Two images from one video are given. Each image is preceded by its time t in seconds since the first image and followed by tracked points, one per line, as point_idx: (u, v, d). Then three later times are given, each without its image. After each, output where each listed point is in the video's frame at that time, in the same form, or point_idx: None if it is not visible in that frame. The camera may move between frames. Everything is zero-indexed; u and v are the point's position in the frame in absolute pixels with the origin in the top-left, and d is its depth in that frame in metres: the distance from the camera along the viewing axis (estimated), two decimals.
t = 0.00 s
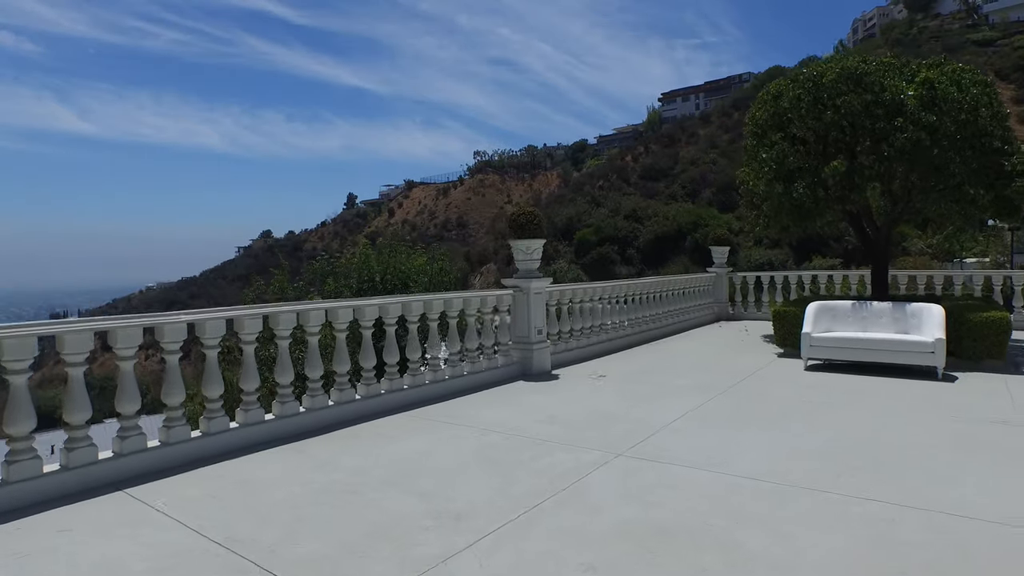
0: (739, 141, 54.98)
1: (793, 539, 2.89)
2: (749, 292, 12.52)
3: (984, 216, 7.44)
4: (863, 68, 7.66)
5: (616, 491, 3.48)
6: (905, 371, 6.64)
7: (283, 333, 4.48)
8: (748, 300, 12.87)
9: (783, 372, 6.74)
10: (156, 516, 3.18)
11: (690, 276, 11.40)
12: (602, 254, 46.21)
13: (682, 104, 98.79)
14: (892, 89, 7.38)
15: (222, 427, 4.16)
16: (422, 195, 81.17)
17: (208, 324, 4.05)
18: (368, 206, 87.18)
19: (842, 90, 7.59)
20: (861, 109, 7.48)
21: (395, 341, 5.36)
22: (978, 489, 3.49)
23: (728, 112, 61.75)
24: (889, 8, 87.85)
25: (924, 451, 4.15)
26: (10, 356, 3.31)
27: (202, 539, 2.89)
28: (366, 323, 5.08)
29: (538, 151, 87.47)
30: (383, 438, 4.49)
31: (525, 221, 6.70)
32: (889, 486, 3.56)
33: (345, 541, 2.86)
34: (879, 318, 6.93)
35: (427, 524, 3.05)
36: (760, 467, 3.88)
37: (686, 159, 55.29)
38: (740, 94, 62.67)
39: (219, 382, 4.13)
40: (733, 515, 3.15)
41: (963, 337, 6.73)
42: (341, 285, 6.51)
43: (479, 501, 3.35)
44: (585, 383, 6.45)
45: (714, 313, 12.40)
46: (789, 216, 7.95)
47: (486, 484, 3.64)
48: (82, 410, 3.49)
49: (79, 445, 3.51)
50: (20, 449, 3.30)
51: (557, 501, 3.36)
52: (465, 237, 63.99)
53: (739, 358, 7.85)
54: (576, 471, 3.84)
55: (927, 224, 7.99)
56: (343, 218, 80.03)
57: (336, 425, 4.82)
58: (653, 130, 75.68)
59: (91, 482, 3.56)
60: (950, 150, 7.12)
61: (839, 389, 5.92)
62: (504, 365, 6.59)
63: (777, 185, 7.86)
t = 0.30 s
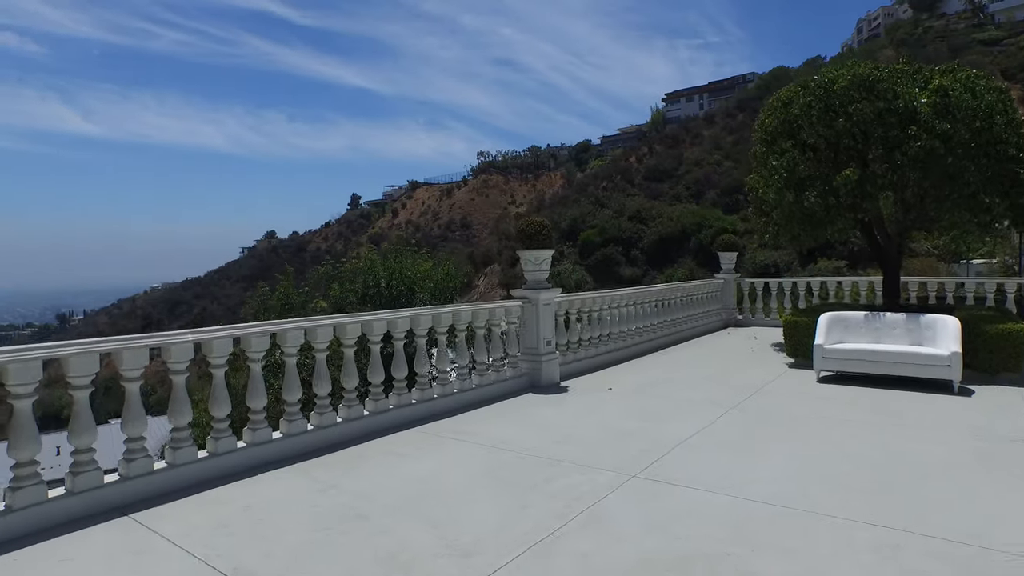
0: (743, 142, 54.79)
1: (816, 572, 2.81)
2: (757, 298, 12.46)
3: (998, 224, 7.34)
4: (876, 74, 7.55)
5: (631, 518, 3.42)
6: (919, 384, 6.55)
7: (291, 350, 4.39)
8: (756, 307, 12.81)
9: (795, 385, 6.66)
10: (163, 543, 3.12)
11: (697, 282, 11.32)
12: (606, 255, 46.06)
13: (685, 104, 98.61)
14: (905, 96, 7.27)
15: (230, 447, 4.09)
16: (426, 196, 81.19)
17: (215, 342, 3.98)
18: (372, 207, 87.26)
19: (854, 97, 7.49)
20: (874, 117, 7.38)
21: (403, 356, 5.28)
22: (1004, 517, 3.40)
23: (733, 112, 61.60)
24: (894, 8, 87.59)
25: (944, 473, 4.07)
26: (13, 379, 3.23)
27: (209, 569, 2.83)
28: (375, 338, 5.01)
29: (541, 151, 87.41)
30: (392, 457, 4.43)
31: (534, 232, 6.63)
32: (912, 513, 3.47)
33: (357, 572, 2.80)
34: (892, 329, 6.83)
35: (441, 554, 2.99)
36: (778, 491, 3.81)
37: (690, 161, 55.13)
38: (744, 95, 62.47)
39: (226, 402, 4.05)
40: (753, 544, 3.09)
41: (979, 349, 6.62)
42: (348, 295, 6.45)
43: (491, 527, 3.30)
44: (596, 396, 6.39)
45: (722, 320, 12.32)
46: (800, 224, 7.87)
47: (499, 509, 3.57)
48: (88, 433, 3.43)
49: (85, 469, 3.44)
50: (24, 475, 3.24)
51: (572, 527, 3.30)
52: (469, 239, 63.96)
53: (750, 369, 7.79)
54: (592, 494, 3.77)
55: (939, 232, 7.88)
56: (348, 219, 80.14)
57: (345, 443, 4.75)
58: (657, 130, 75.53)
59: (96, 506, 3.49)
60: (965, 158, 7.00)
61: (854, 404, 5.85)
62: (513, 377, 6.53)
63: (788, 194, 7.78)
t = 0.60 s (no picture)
0: (752, 142, 54.50)
1: None
2: (769, 305, 12.43)
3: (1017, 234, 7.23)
4: (891, 83, 7.46)
5: (645, 542, 3.40)
6: (934, 398, 6.48)
7: (304, 368, 4.39)
8: (767, 313, 12.78)
9: (807, 398, 6.62)
10: (177, 568, 3.12)
11: (708, 289, 11.28)
12: (615, 256, 45.96)
13: (694, 104, 98.26)
14: (921, 105, 7.18)
15: (244, 467, 4.10)
16: (434, 196, 81.34)
17: (229, 363, 3.98)
18: (381, 207, 87.50)
19: (868, 106, 7.42)
20: (889, 127, 7.31)
21: (415, 372, 5.28)
22: None
23: (741, 112, 61.26)
24: (905, 7, 86.83)
25: (964, 495, 4.01)
26: (29, 404, 3.25)
27: None
28: (386, 354, 5.01)
29: (550, 151, 87.35)
30: (405, 477, 4.43)
31: (545, 244, 6.63)
32: (931, 539, 3.43)
33: None
34: (907, 342, 6.77)
35: None
36: (794, 515, 3.77)
37: (699, 161, 54.90)
38: (753, 95, 62.11)
39: (240, 422, 4.06)
40: (770, 573, 3.06)
41: (996, 362, 6.54)
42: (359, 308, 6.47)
43: (506, 553, 3.29)
44: (608, 410, 6.38)
45: (732, 326, 12.29)
46: (812, 235, 7.82)
47: (512, 531, 3.57)
48: (103, 456, 3.44)
49: (100, 492, 3.46)
50: (41, 498, 3.25)
51: (588, 553, 3.28)
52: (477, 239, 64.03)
53: (762, 380, 7.75)
54: (606, 517, 3.75)
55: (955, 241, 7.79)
56: (356, 219, 80.44)
57: (358, 460, 4.76)
58: (666, 130, 75.28)
59: (113, 527, 3.51)
60: (982, 168, 6.91)
61: (869, 419, 5.80)
62: (524, 390, 6.53)
63: (801, 204, 7.73)
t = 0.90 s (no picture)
0: (767, 142, 54.05)
1: None
2: (785, 312, 12.37)
3: None
4: (910, 93, 7.36)
5: (663, 567, 3.40)
6: (954, 413, 6.40)
7: (322, 387, 4.43)
8: (783, 319, 12.73)
9: (825, 412, 6.57)
10: None
11: (723, 296, 11.23)
12: (628, 257, 45.82)
13: (707, 104, 97.62)
14: (940, 115, 7.07)
15: (263, 485, 4.14)
16: (447, 196, 81.57)
17: (248, 384, 4.01)
18: (394, 208, 87.89)
19: (887, 116, 7.34)
20: (907, 137, 7.22)
21: (431, 387, 5.32)
22: None
23: (755, 112, 60.73)
24: (923, 4, 85.60)
25: (988, 521, 3.95)
26: (54, 428, 3.29)
27: None
28: (403, 370, 5.05)
29: (562, 151, 87.21)
30: (422, 494, 4.46)
31: (560, 257, 6.63)
32: (955, 568, 3.38)
33: None
34: (926, 355, 6.69)
35: None
36: (814, 540, 3.73)
37: (712, 161, 54.54)
38: (768, 94, 61.57)
39: (259, 440, 4.09)
40: None
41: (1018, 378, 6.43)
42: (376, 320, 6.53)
43: None
44: (623, 423, 6.37)
45: (747, 333, 12.25)
46: (830, 245, 7.75)
47: (529, 554, 3.57)
48: (126, 477, 3.49)
49: (124, 512, 3.51)
50: (67, 520, 3.31)
51: None
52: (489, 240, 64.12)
53: (779, 392, 7.69)
54: (623, 540, 3.74)
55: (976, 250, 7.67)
56: (370, 220, 80.91)
57: (375, 476, 4.79)
58: (679, 130, 74.80)
59: (137, 546, 3.57)
60: (1005, 178, 6.79)
61: (888, 435, 5.73)
62: (540, 403, 6.55)
63: (818, 215, 7.69)
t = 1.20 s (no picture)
0: (785, 141, 53.46)
1: None
2: (805, 319, 12.27)
3: None
4: (935, 99, 7.25)
5: None
6: (981, 427, 6.28)
7: (343, 403, 4.46)
8: (802, 325, 12.63)
9: (847, 424, 6.49)
10: None
11: (742, 303, 11.16)
12: (644, 258, 45.64)
13: (724, 103, 96.88)
14: (966, 122, 6.95)
15: (286, 501, 4.18)
16: (463, 197, 81.76)
17: (270, 401, 4.03)
18: (411, 208, 88.30)
19: (910, 124, 7.23)
20: (932, 144, 7.10)
21: (450, 401, 5.33)
22: None
23: (773, 111, 60.08)
24: None
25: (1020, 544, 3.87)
26: (83, 448, 3.34)
27: None
28: (423, 385, 5.07)
29: (578, 151, 87.01)
30: (443, 510, 4.47)
31: (579, 268, 6.62)
32: None
33: None
34: (951, 368, 6.58)
35: None
36: (839, 563, 3.68)
37: (730, 161, 54.11)
38: (786, 93, 60.87)
39: (282, 456, 4.12)
40: None
41: None
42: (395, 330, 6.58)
43: None
44: (643, 435, 6.34)
45: (766, 340, 12.16)
46: (851, 255, 7.64)
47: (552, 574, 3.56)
48: (152, 495, 3.52)
49: (150, 529, 3.55)
50: (96, 538, 3.35)
51: None
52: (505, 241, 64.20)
53: (798, 401, 7.62)
54: (645, 559, 3.73)
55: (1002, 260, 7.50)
56: (386, 220, 81.34)
57: (396, 490, 4.83)
58: (696, 130, 74.30)
59: (164, 563, 3.62)
60: None
61: (914, 450, 5.64)
62: (558, 414, 6.57)
63: (840, 224, 7.59)
